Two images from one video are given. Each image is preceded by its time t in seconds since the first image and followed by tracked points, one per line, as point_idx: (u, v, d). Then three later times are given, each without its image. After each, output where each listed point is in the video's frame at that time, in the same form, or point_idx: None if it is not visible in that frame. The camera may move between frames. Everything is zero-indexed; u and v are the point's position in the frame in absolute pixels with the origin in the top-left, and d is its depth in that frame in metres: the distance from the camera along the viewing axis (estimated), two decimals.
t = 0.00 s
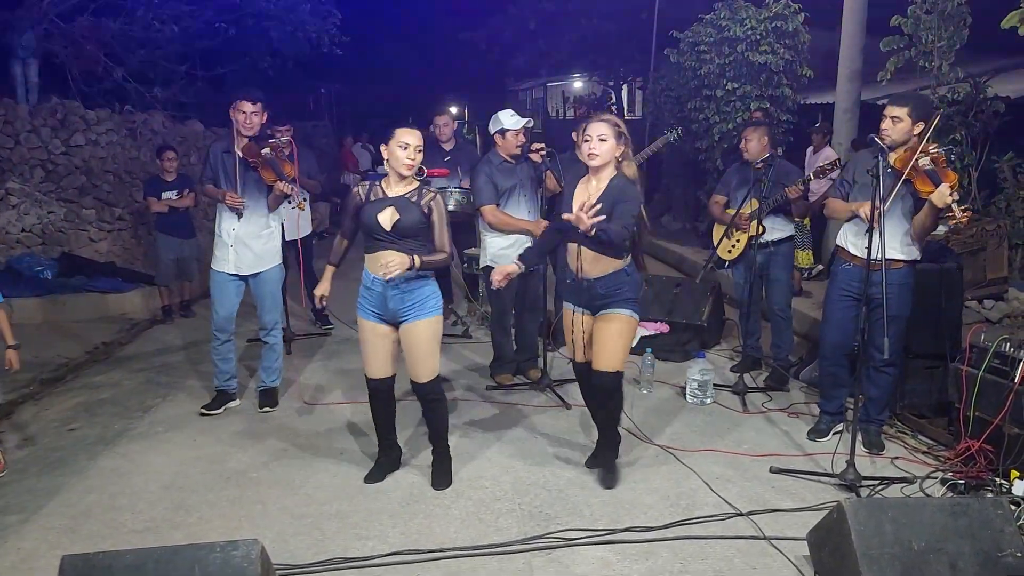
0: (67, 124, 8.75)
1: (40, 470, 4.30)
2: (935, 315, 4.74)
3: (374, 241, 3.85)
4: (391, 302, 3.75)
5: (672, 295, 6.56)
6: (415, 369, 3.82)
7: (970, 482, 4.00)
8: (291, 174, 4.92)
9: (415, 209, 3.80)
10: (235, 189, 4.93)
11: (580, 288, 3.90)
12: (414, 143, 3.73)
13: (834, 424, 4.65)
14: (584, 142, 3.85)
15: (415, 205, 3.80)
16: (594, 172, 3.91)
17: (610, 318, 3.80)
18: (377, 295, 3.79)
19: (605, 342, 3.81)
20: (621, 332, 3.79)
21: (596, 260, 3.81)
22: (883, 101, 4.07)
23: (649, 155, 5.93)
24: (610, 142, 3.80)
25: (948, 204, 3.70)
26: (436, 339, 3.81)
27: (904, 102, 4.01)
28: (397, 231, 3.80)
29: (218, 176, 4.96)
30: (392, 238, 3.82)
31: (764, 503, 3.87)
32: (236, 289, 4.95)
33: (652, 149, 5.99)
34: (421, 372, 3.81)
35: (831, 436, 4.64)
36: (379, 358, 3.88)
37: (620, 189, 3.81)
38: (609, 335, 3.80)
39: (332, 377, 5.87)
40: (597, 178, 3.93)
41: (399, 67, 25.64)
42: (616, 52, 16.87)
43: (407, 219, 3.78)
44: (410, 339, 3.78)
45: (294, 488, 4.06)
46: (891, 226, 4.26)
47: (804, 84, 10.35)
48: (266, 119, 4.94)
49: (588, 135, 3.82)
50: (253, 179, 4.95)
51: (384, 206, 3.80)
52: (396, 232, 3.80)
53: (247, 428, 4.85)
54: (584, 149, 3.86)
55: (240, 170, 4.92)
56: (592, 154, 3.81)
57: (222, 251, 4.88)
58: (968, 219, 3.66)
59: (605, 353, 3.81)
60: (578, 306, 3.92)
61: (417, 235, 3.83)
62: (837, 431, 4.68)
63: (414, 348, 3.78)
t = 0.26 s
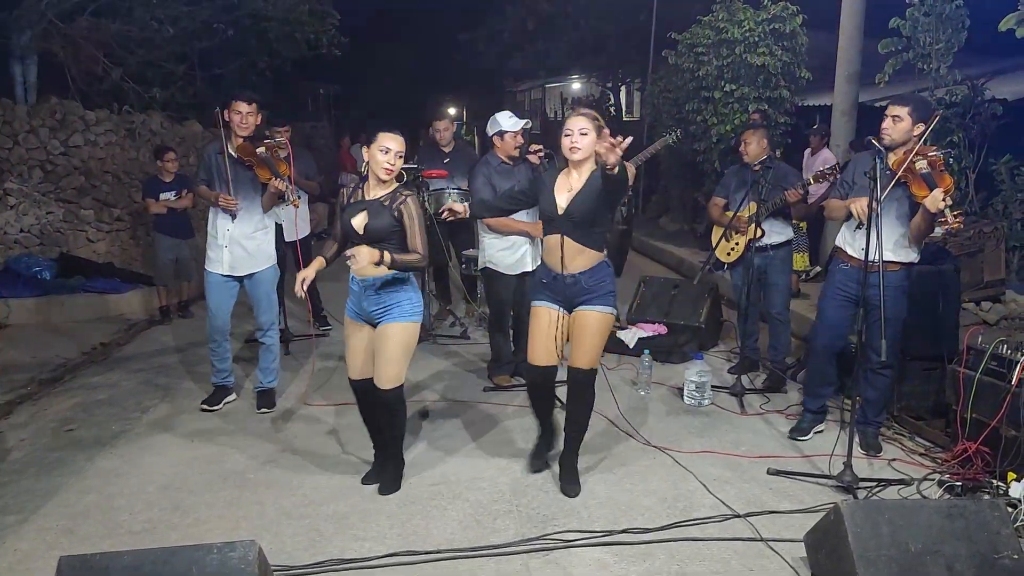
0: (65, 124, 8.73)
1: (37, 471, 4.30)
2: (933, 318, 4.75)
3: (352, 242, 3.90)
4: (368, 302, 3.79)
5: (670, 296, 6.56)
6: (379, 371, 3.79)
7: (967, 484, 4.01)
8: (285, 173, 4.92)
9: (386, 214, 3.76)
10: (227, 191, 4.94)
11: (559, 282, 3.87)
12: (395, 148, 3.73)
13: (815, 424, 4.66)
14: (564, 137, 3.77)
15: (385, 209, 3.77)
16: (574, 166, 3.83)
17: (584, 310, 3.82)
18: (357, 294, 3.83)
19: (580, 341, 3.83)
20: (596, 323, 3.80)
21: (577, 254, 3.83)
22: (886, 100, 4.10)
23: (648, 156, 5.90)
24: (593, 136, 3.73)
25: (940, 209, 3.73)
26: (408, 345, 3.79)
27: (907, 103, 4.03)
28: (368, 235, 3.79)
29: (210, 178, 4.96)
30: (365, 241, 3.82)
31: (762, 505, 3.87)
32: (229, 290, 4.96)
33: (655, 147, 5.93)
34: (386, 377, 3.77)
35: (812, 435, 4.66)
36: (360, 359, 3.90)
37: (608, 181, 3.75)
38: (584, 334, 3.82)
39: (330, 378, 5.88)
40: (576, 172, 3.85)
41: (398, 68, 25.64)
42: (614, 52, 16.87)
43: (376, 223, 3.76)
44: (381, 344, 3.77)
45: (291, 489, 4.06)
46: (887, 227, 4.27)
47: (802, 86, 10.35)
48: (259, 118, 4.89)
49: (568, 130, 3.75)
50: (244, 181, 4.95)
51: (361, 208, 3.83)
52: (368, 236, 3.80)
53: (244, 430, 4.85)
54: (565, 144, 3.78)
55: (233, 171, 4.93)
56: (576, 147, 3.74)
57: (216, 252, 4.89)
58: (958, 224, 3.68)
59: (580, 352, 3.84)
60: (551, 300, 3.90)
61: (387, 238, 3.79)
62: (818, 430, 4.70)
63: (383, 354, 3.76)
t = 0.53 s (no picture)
0: (62, 125, 8.74)
1: (34, 472, 4.30)
2: (929, 320, 4.78)
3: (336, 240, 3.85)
4: (359, 302, 3.77)
5: (667, 298, 6.56)
6: (372, 373, 3.77)
7: (963, 486, 4.02)
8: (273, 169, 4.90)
9: (374, 212, 3.76)
10: (214, 193, 4.92)
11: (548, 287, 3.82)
12: (385, 150, 3.76)
13: (809, 426, 4.69)
14: (563, 159, 3.75)
15: (373, 207, 3.76)
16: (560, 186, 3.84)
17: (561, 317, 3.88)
18: (346, 295, 3.79)
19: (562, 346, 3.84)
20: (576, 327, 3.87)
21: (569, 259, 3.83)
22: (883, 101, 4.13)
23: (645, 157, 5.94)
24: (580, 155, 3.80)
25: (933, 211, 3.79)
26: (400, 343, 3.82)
27: (903, 103, 4.05)
28: (357, 233, 3.78)
29: (195, 180, 4.94)
30: (352, 238, 3.80)
31: (759, 507, 3.88)
32: (217, 291, 4.95)
33: (650, 147, 6.03)
34: (383, 374, 3.78)
35: (804, 440, 4.67)
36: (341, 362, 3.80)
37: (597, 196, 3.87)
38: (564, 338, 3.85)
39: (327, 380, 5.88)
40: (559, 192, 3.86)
41: (395, 70, 25.66)
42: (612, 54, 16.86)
43: (365, 220, 3.75)
44: (375, 343, 3.77)
45: (288, 491, 4.06)
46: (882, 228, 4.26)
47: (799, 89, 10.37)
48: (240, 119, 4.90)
49: (564, 152, 3.76)
50: (230, 180, 4.92)
51: (347, 207, 3.80)
52: (356, 234, 3.78)
53: (241, 431, 4.85)
54: (562, 166, 3.77)
55: (221, 171, 4.91)
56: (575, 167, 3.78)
57: (202, 254, 4.89)
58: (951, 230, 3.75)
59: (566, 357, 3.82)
60: (537, 306, 3.83)
61: (376, 236, 3.79)
62: (812, 433, 4.73)
63: (378, 352, 3.77)
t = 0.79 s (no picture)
0: (56, 123, 8.70)
1: (27, 472, 4.28)
2: (924, 319, 4.76)
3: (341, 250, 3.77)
4: (370, 306, 3.79)
5: (663, 297, 6.56)
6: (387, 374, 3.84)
7: (957, 485, 4.02)
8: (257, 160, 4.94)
9: (383, 212, 3.80)
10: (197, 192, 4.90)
11: (560, 282, 3.84)
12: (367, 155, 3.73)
13: (806, 422, 4.72)
14: (568, 143, 3.83)
15: (380, 208, 3.80)
16: (565, 171, 3.90)
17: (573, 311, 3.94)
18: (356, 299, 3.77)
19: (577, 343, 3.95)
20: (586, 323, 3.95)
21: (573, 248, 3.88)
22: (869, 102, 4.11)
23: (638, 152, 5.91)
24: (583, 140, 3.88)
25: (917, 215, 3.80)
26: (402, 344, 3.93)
27: (890, 106, 4.06)
28: (370, 237, 3.77)
29: (176, 182, 4.90)
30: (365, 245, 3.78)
31: (754, 506, 3.88)
32: (206, 290, 4.94)
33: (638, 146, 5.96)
34: (389, 379, 3.85)
35: (805, 433, 4.72)
36: (339, 362, 3.78)
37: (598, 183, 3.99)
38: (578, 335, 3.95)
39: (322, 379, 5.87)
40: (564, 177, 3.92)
41: (391, 69, 25.62)
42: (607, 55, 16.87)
43: (379, 223, 3.77)
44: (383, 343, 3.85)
45: (282, 490, 4.05)
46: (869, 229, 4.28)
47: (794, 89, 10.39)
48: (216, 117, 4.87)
49: (569, 136, 3.83)
50: (213, 178, 4.93)
51: (351, 214, 3.75)
52: (370, 239, 3.77)
53: (236, 431, 4.83)
54: (566, 150, 3.83)
55: (202, 170, 4.90)
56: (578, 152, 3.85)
57: (190, 254, 4.87)
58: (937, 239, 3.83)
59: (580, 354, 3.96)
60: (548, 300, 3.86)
61: (387, 238, 3.83)
62: (808, 428, 4.76)
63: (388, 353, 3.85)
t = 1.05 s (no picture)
0: (48, 124, 8.66)
1: (18, 475, 4.26)
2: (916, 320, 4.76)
3: (363, 256, 3.77)
4: (395, 311, 3.79)
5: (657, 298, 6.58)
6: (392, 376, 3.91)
7: (949, 485, 4.04)
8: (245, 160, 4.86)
9: (397, 214, 3.83)
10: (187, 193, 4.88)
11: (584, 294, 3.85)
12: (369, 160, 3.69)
13: (801, 424, 4.72)
14: (575, 157, 3.80)
15: (394, 210, 3.84)
16: (580, 180, 3.90)
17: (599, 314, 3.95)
18: (382, 306, 3.75)
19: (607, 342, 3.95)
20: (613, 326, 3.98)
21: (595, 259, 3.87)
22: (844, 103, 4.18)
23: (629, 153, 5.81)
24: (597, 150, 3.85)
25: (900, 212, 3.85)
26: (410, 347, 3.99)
27: (861, 106, 4.14)
28: (390, 241, 3.79)
29: (165, 183, 4.90)
30: (386, 249, 3.79)
31: (747, 507, 3.89)
32: (198, 293, 4.92)
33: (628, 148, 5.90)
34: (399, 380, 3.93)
35: (798, 435, 4.72)
36: (374, 370, 3.72)
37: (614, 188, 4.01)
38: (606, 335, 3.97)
39: (316, 380, 5.86)
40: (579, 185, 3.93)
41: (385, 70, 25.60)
42: (601, 56, 16.89)
43: (397, 226, 3.80)
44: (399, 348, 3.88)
45: (275, 492, 4.04)
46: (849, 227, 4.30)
47: (787, 90, 10.42)
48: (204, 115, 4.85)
49: (577, 149, 3.81)
50: (203, 179, 4.91)
51: (368, 220, 3.75)
52: (390, 242, 3.79)
53: (229, 433, 4.82)
54: (576, 163, 3.81)
55: (193, 170, 4.89)
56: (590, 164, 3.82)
57: (182, 257, 4.85)
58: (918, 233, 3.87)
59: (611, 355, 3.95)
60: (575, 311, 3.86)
61: (404, 240, 3.85)
62: (803, 430, 4.77)
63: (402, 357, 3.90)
